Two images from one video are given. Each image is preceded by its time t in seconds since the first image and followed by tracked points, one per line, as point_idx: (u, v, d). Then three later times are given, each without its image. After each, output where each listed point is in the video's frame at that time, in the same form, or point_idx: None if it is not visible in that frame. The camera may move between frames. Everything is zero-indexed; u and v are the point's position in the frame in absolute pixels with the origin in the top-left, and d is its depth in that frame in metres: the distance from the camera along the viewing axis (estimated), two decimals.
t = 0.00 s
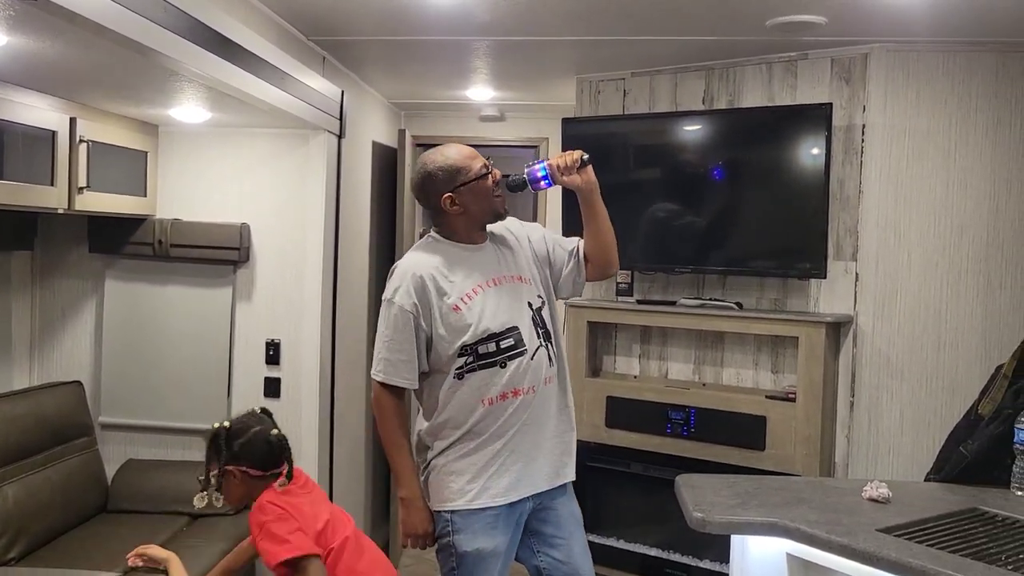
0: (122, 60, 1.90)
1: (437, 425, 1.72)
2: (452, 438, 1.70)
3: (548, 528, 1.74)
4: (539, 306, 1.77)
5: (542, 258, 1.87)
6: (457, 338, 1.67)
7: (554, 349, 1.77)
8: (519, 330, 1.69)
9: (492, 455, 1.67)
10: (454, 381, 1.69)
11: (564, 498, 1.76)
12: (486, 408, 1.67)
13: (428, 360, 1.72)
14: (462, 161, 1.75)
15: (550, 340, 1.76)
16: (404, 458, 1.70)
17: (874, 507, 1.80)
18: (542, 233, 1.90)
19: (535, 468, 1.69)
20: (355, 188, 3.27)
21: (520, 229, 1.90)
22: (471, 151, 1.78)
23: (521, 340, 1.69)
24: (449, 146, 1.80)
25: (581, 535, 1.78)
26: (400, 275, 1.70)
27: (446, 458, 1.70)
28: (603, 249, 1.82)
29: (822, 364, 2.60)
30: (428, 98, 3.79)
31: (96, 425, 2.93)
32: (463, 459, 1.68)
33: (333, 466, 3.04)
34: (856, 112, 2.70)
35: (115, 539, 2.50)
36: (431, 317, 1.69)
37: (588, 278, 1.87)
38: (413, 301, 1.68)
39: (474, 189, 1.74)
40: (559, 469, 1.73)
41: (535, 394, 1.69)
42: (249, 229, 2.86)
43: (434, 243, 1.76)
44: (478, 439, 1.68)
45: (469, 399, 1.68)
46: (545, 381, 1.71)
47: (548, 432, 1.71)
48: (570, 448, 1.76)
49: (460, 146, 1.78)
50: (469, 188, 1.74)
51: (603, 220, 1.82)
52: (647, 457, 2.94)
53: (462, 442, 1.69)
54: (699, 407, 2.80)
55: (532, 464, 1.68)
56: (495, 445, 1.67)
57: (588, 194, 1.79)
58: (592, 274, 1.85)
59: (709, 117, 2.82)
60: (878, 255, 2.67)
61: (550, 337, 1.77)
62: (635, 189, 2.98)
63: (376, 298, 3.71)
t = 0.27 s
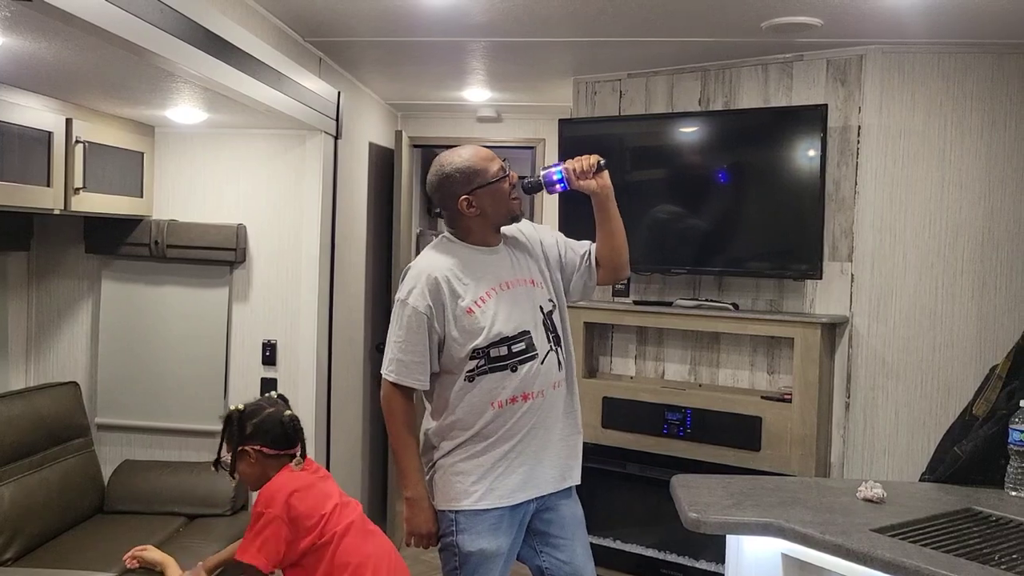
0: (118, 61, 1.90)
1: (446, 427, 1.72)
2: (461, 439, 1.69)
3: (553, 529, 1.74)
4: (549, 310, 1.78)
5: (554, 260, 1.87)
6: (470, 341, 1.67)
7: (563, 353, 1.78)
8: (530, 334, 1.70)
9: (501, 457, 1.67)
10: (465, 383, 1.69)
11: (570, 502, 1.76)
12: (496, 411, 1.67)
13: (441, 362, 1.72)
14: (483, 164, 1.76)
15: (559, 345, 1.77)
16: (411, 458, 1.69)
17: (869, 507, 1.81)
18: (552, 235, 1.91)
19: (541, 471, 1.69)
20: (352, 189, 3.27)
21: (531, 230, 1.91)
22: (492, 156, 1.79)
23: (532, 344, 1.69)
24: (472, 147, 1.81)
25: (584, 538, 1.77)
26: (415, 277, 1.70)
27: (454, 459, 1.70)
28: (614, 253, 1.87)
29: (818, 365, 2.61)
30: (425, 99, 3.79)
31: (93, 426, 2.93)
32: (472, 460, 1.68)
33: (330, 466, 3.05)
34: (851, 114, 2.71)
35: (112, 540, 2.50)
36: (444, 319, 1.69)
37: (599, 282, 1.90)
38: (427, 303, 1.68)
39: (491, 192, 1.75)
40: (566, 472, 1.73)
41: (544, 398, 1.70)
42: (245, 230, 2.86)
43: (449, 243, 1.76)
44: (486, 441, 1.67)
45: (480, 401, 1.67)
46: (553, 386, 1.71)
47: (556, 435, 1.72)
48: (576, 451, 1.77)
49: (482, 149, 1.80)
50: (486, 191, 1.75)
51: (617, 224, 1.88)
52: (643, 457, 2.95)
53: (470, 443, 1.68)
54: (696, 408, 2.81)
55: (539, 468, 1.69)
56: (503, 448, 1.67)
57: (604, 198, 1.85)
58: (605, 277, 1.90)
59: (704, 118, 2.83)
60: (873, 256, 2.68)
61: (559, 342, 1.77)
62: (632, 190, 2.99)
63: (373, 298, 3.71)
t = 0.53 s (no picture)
0: (115, 61, 1.90)
1: (451, 422, 1.72)
2: (466, 435, 1.69)
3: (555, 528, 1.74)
4: (562, 313, 1.78)
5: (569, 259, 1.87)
6: (480, 337, 1.68)
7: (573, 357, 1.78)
8: (540, 335, 1.70)
9: (507, 456, 1.67)
10: (472, 380, 1.69)
11: (572, 500, 1.76)
12: (504, 408, 1.67)
13: (451, 356, 1.72)
14: (507, 166, 1.74)
15: (569, 348, 1.77)
16: (416, 447, 1.71)
17: (864, 506, 1.81)
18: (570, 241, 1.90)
19: (545, 472, 1.69)
20: (348, 189, 3.27)
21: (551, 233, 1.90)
22: (520, 160, 1.77)
23: (541, 345, 1.70)
24: (504, 148, 1.80)
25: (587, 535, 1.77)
26: (432, 270, 1.70)
27: (458, 455, 1.71)
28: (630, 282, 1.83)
29: (814, 364, 2.61)
30: (422, 99, 3.79)
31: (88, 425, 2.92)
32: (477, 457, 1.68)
33: (326, 466, 3.05)
34: (847, 113, 2.71)
35: (108, 540, 2.49)
36: (455, 312, 1.69)
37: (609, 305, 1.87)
38: (441, 296, 1.68)
39: (504, 194, 1.73)
40: (569, 475, 1.73)
41: (551, 400, 1.70)
42: (241, 229, 2.85)
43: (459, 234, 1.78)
44: (492, 437, 1.68)
45: (487, 398, 1.68)
46: (561, 388, 1.71)
47: (562, 436, 1.72)
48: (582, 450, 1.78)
49: (512, 152, 1.78)
50: (500, 192, 1.73)
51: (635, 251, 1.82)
52: (639, 456, 2.95)
53: (474, 440, 1.69)
54: (692, 407, 2.81)
55: (543, 469, 1.69)
56: (507, 447, 1.67)
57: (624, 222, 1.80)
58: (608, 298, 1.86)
59: (701, 117, 2.83)
60: (869, 256, 2.68)
61: (569, 345, 1.77)
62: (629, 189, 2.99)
63: (369, 298, 3.71)
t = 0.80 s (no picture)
0: (109, 60, 1.90)
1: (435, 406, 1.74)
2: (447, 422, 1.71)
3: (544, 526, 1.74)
4: (564, 320, 1.74)
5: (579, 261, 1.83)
6: (471, 323, 1.69)
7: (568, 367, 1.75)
8: (533, 335, 1.69)
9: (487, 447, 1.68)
10: (457, 364, 1.70)
11: (564, 500, 1.76)
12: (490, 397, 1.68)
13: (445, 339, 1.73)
14: (521, 166, 1.69)
15: (565, 358, 1.73)
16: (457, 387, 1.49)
17: (857, 504, 1.82)
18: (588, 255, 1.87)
19: (524, 474, 1.69)
20: (343, 187, 3.27)
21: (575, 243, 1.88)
22: (541, 168, 1.70)
23: (532, 346, 1.69)
24: (538, 149, 1.73)
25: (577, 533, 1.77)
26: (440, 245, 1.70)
27: (440, 442, 1.73)
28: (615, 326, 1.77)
29: (808, 362, 2.61)
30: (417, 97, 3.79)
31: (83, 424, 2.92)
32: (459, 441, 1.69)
33: (321, 465, 3.04)
34: (842, 112, 2.72)
35: (102, 539, 2.49)
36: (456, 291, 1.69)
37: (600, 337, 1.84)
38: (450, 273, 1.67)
39: (504, 187, 1.70)
40: (550, 483, 1.71)
41: (534, 404, 1.69)
42: (236, 227, 2.85)
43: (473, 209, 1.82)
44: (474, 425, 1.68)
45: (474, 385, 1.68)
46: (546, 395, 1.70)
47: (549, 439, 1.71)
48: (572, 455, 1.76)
49: (539, 157, 1.71)
50: (502, 183, 1.71)
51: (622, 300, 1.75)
52: (635, 454, 2.95)
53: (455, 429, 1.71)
54: (687, 405, 2.81)
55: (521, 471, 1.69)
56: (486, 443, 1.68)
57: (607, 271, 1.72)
58: (598, 334, 1.82)
59: (696, 116, 2.83)
60: (864, 254, 2.68)
61: (566, 355, 1.74)
62: (624, 188, 2.99)
63: (365, 296, 3.71)
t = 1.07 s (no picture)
0: (104, 58, 1.89)
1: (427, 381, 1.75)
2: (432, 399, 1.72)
3: (538, 527, 1.74)
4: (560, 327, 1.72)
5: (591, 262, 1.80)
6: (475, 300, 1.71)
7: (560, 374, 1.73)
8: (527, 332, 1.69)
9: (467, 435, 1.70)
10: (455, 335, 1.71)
11: (560, 505, 1.76)
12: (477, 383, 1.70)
13: (447, 318, 1.76)
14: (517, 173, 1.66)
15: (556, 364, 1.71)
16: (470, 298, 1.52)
17: (853, 503, 1.82)
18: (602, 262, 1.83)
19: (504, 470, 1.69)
20: (340, 186, 3.26)
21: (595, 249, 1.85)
22: (539, 177, 1.66)
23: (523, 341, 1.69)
24: (545, 155, 1.68)
25: (572, 537, 1.77)
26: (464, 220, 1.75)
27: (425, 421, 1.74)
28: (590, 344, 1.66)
29: (805, 361, 2.61)
30: (415, 96, 3.78)
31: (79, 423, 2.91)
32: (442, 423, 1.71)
33: (318, 464, 3.04)
34: (839, 111, 2.71)
35: (98, 539, 2.48)
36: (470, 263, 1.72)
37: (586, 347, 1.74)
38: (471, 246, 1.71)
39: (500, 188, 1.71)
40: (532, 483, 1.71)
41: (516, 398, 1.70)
42: (233, 226, 2.84)
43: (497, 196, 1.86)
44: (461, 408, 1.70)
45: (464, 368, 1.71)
46: (530, 394, 1.70)
47: (532, 441, 1.72)
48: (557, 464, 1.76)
49: (541, 165, 1.66)
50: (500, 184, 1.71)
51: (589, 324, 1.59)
52: (632, 454, 2.95)
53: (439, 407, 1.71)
54: (684, 405, 2.81)
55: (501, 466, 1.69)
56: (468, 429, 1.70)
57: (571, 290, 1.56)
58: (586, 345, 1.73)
59: (693, 115, 2.83)
60: (861, 253, 2.68)
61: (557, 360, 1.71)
62: (622, 187, 2.99)
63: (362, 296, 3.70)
